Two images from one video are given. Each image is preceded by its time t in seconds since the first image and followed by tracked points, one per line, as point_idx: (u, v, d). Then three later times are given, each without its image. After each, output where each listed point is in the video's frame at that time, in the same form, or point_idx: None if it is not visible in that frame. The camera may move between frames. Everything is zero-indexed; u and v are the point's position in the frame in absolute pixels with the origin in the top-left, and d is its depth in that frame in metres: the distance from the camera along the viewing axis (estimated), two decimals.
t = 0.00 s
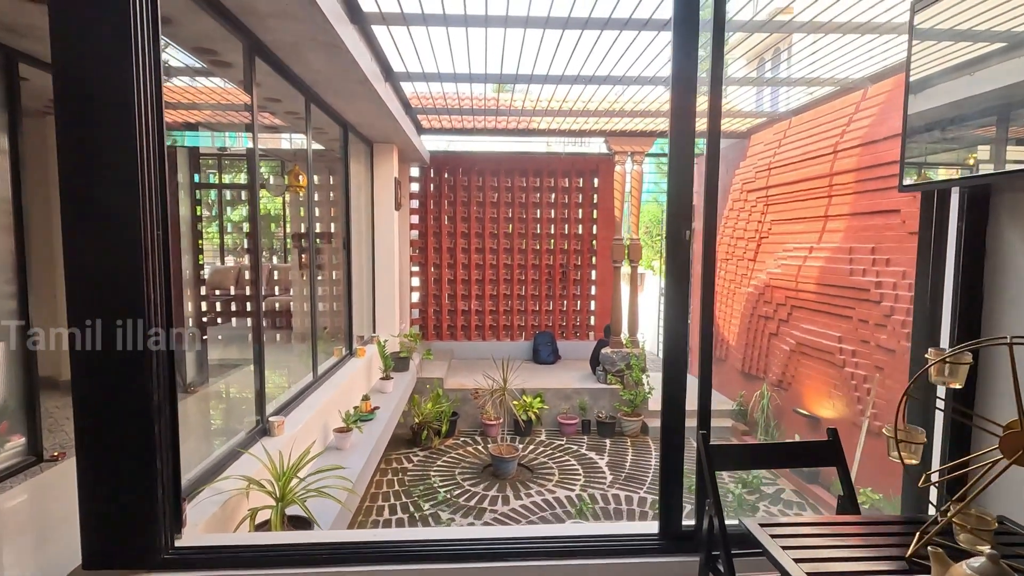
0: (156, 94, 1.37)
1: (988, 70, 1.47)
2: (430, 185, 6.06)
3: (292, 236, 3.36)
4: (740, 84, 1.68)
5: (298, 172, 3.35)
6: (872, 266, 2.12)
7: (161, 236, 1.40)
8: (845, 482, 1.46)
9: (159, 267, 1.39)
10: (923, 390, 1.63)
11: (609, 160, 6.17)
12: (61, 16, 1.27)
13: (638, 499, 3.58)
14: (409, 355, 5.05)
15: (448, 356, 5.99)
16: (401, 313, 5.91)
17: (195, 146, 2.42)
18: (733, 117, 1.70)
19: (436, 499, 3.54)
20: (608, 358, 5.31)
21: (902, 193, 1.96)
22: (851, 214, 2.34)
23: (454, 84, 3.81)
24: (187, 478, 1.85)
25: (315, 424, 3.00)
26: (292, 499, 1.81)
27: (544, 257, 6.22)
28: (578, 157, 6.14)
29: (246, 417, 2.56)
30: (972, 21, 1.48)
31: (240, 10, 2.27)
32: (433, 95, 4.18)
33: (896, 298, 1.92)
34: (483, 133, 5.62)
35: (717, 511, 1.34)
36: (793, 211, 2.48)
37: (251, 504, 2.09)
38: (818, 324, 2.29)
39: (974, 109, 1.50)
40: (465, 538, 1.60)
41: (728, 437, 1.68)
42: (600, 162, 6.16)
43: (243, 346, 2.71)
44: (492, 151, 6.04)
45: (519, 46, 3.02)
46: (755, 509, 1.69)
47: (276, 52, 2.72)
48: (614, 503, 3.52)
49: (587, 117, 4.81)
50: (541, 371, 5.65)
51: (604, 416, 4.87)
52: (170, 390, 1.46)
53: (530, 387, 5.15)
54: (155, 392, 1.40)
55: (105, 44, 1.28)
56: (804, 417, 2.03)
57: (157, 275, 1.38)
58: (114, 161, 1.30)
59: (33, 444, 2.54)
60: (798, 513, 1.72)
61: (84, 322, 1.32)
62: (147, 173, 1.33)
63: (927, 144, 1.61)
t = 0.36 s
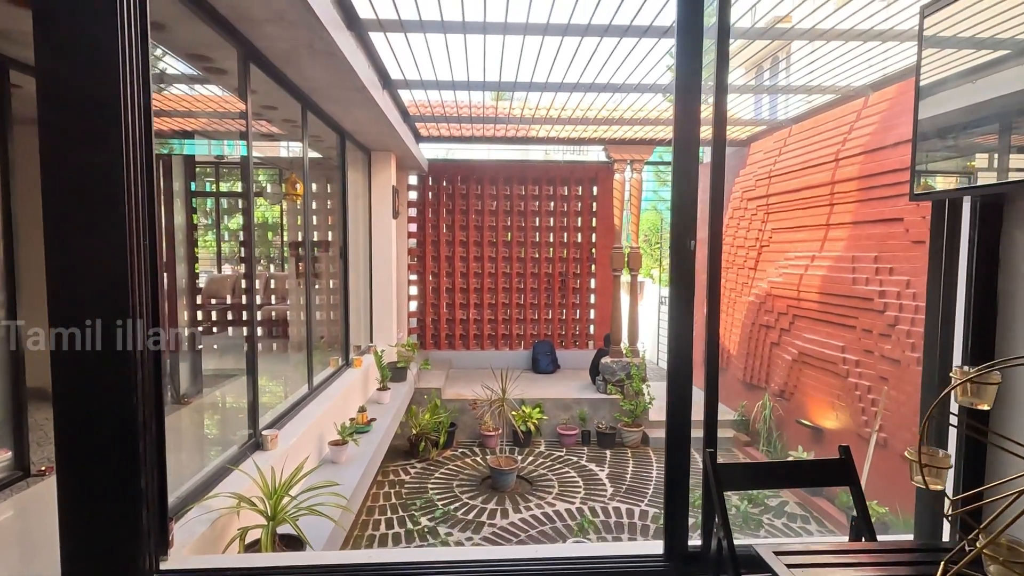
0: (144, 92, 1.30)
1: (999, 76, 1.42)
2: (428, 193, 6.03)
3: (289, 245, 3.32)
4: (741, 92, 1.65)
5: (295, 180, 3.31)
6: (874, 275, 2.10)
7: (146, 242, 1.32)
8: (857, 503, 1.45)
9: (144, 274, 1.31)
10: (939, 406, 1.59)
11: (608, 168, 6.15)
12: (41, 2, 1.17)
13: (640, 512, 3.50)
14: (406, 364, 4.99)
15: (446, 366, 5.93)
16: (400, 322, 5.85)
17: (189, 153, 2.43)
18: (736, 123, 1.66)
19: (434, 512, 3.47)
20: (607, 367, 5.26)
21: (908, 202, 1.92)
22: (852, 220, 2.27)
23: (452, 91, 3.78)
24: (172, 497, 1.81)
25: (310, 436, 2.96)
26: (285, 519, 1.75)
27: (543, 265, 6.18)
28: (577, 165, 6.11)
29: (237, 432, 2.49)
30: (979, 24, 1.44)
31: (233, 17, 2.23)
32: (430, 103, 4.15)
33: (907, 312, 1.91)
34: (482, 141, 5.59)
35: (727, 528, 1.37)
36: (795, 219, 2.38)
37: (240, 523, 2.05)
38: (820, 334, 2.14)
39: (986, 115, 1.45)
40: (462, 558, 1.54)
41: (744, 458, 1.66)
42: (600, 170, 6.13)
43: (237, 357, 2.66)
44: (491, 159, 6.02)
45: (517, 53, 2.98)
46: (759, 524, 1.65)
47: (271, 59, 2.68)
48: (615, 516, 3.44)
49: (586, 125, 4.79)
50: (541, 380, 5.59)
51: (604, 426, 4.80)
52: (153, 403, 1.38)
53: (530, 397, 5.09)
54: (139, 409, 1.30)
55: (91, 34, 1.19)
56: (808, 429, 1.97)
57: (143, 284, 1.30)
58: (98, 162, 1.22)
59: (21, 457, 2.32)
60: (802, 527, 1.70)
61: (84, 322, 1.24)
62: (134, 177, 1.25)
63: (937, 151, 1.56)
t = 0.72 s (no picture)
0: (135, 70, 1.15)
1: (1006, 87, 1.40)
2: (427, 203, 6.01)
3: (286, 255, 3.29)
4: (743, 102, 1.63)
5: (292, 190, 3.29)
6: (877, 286, 2.02)
7: (137, 245, 1.17)
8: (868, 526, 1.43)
9: (132, 279, 1.17)
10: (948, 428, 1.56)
11: (607, 178, 6.13)
12: None
13: (640, 527, 3.43)
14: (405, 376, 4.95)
15: (445, 377, 5.87)
16: (399, 333, 5.81)
17: (188, 164, 2.44)
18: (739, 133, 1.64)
19: (431, 527, 3.41)
20: (607, 379, 5.20)
21: (910, 212, 1.89)
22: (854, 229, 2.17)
23: (451, 101, 3.76)
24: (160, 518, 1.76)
25: (308, 451, 2.92)
26: (275, 539, 1.70)
27: (542, 276, 6.16)
28: (577, 175, 6.10)
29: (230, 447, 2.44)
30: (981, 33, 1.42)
31: (229, 27, 2.20)
32: (428, 113, 4.14)
33: (911, 321, 1.87)
34: (481, 151, 5.58)
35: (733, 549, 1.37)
36: (795, 229, 2.36)
37: (231, 544, 2.00)
38: (823, 344, 2.16)
39: (995, 126, 1.42)
40: None
41: (751, 471, 1.64)
42: (599, 180, 6.12)
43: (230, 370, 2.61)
44: (490, 169, 6.00)
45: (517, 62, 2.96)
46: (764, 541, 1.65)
47: (268, 70, 2.66)
48: (616, 532, 3.37)
49: (585, 135, 4.78)
50: (540, 392, 5.54)
51: (604, 438, 4.74)
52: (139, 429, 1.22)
53: (529, 409, 5.03)
54: (125, 433, 1.15)
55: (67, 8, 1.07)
56: (810, 442, 2.05)
57: (130, 288, 1.15)
58: (76, 147, 1.08)
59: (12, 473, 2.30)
60: (806, 542, 1.68)
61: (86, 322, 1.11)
62: (121, 166, 1.12)
63: (944, 162, 1.54)
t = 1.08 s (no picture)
0: (126, 78, 1.13)
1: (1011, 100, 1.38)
2: (425, 214, 6.00)
3: (284, 266, 3.27)
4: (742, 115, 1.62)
5: (290, 201, 3.28)
6: (877, 299, 2.00)
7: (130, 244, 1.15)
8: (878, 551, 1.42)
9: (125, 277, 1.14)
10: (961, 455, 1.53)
11: (605, 190, 6.13)
12: None
13: (640, 542, 3.38)
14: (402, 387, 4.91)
15: (443, 388, 5.84)
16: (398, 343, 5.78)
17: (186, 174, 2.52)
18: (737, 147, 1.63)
19: (428, 543, 3.36)
20: (607, 391, 5.14)
21: (911, 224, 1.88)
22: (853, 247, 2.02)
23: (450, 113, 3.76)
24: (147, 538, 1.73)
25: (303, 464, 2.88)
26: (266, 560, 1.67)
27: (540, 287, 6.14)
28: (575, 186, 6.10)
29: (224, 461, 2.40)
30: (979, 47, 1.42)
31: (227, 40, 2.19)
32: (426, 124, 4.14)
33: (912, 333, 1.86)
34: (479, 163, 5.59)
35: None
36: (794, 240, 2.06)
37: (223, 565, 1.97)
38: (823, 357, 1.96)
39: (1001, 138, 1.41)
40: None
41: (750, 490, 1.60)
42: (597, 191, 6.12)
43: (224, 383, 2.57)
44: (488, 180, 6.01)
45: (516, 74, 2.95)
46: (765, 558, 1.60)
47: (266, 82, 2.66)
48: (615, 547, 3.32)
49: (584, 147, 4.80)
50: (538, 404, 5.50)
51: (603, 451, 4.70)
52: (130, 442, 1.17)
53: (527, 421, 4.99)
54: (113, 449, 1.11)
55: (56, 19, 1.04)
56: (811, 456, 1.90)
57: (119, 289, 1.12)
58: (67, 153, 1.06)
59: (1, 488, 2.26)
60: (808, 558, 1.62)
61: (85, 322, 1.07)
62: (112, 170, 1.09)
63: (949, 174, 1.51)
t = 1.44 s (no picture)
0: (120, 84, 1.10)
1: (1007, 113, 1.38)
2: (423, 224, 6.00)
3: (282, 276, 3.25)
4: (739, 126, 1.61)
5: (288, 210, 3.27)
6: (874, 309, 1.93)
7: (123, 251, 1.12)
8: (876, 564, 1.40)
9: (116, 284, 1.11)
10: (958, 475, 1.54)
11: (604, 200, 6.13)
12: None
13: (639, 556, 3.35)
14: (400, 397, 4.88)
15: (441, 398, 5.81)
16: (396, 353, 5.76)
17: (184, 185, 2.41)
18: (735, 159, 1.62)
19: (424, 556, 3.32)
20: (606, 402, 5.12)
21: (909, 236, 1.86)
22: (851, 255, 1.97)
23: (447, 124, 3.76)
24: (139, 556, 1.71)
25: (298, 476, 2.85)
26: None
27: (538, 297, 6.13)
28: (574, 196, 6.10)
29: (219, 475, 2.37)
30: (976, 59, 1.41)
31: (223, 51, 2.19)
32: (424, 134, 4.14)
33: (912, 344, 1.84)
34: (478, 173, 5.60)
35: None
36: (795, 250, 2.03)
37: None
38: (822, 367, 1.93)
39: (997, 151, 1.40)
40: None
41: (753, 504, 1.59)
42: (596, 201, 6.12)
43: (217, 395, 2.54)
44: (486, 190, 6.01)
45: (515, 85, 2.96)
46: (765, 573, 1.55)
47: (263, 93, 2.65)
48: (614, 560, 3.29)
49: (582, 157, 4.80)
50: (537, 414, 5.47)
51: (603, 463, 4.66)
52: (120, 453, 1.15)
53: (526, 432, 4.96)
54: (103, 464, 1.08)
55: (48, 24, 1.03)
56: (812, 468, 1.88)
57: (111, 296, 1.09)
58: (52, 157, 1.04)
59: None
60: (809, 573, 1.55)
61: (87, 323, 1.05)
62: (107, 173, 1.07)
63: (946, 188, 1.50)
